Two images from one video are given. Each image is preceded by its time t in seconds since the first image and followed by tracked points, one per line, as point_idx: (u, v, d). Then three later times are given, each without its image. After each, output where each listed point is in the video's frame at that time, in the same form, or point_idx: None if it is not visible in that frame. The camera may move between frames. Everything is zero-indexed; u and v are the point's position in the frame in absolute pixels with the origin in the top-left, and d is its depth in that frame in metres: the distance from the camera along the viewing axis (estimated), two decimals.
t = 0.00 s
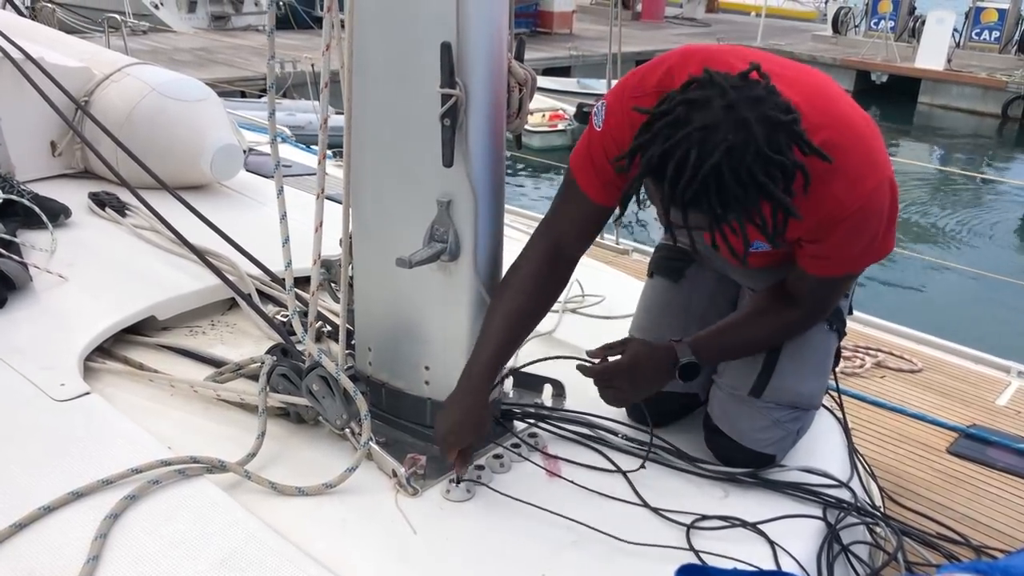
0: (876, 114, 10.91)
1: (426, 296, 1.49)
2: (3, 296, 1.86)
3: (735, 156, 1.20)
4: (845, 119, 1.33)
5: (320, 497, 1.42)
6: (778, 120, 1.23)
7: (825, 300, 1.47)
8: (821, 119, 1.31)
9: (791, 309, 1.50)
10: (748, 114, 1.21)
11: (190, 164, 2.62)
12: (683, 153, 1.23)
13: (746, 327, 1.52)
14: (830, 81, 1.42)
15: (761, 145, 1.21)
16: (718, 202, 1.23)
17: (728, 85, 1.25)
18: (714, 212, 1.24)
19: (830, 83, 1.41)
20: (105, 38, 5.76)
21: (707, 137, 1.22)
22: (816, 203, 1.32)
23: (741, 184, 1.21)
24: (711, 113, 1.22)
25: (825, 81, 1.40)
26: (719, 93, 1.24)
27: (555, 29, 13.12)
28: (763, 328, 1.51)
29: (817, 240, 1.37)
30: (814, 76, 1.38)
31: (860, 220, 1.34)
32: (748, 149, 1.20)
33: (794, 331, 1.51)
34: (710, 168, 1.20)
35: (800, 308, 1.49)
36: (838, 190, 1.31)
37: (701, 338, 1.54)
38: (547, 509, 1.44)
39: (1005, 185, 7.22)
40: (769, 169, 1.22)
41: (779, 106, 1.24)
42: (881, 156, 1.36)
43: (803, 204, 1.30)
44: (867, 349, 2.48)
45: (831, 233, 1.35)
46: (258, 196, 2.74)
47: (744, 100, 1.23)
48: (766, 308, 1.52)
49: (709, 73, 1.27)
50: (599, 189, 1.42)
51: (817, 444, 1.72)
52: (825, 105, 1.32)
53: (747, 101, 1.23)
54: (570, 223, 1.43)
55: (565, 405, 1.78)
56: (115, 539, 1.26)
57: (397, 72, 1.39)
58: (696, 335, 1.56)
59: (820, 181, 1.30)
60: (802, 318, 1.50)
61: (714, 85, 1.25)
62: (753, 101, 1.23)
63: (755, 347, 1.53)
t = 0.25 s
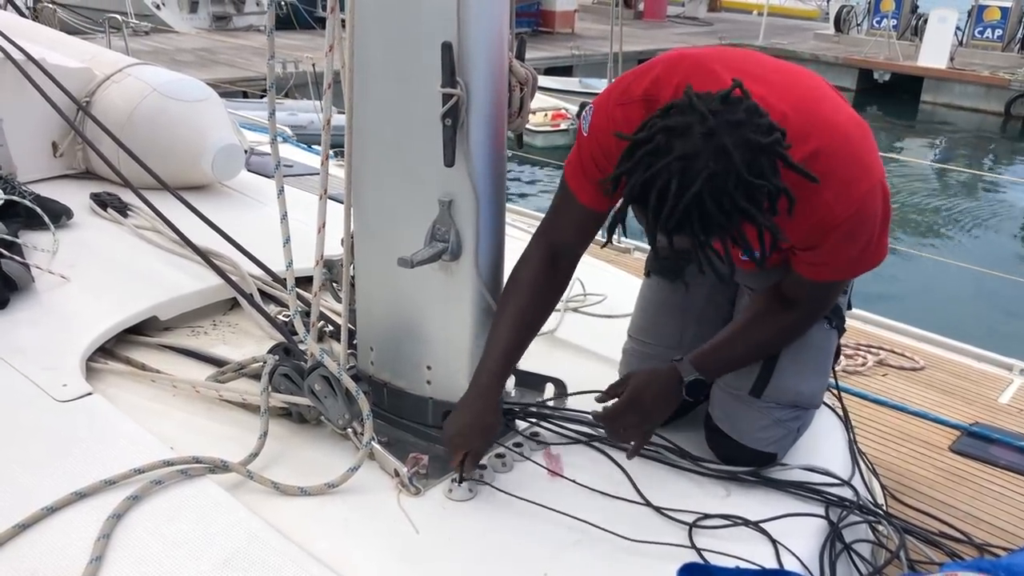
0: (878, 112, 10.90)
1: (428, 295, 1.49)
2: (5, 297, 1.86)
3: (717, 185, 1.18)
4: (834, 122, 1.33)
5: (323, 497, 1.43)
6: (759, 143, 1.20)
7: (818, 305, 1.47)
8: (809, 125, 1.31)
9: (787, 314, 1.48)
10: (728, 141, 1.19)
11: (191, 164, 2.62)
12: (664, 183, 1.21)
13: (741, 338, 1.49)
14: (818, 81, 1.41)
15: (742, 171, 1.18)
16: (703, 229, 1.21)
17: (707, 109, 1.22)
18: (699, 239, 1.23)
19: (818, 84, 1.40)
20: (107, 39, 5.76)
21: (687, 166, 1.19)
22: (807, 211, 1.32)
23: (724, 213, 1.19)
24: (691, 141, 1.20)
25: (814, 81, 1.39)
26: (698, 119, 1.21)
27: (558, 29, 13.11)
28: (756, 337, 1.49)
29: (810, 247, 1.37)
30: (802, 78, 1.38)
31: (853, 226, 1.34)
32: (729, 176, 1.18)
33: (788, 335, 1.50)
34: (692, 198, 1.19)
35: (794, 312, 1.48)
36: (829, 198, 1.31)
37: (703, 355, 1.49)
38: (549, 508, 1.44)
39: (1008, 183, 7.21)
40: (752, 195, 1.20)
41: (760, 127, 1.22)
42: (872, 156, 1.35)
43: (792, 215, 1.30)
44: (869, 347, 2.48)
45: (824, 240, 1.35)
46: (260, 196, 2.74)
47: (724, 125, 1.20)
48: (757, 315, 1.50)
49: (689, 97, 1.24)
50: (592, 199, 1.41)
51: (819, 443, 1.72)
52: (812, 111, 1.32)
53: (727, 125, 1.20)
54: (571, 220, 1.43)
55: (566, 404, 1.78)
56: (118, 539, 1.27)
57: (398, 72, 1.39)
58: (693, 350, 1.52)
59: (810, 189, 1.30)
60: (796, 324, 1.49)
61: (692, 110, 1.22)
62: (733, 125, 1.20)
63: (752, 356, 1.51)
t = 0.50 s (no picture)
0: (882, 111, 10.88)
1: (431, 295, 1.50)
2: (10, 298, 1.87)
3: (701, 203, 1.19)
4: (827, 126, 1.33)
5: (327, 497, 1.43)
6: (744, 157, 1.21)
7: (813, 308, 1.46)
8: (802, 130, 1.31)
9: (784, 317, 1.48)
10: (712, 158, 1.19)
11: (195, 165, 2.63)
12: (650, 201, 1.22)
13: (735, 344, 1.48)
14: (812, 84, 1.41)
15: (726, 188, 1.19)
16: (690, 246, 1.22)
17: (692, 125, 1.22)
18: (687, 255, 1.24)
19: (812, 87, 1.40)
20: (110, 40, 5.77)
21: (672, 183, 1.20)
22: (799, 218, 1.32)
23: (710, 231, 1.20)
24: (675, 158, 1.20)
25: (807, 84, 1.39)
26: (683, 135, 1.21)
27: (560, 28, 13.10)
28: (751, 343, 1.48)
29: (805, 253, 1.37)
30: (796, 81, 1.38)
31: (848, 231, 1.34)
32: (714, 193, 1.19)
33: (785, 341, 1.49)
34: (677, 216, 1.19)
35: (789, 315, 1.48)
36: (822, 204, 1.31)
37: (698, 358, 1.49)
38: (553, 508, 1.45)
39: (1012, 182, 7.19)
40: (738, 210, 1.20)
41: (745, 141, 1.22)
42: (867, 159, 1.35)
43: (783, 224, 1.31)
44: (871, 345, 2.48)
45: (818, 246, 1.35)
46: (263, 197, 2.74)
47: (708, 141, 1.20)
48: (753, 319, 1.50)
49: (674, 113, 1.24)
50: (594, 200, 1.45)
51: (822, 442, 1.72)
52: (805, 115, 1.32)
53: (712, 141, 1.21)
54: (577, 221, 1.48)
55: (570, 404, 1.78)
56: (123, 539, 1.27)
57: (400, 73, 1.39)
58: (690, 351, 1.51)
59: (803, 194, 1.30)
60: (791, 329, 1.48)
61: (677, 126, 1.22)
62: (718, 141, 1.21)
63: (749, 360, 1.50)
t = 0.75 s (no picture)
0: (887, 111, 10.87)
1: (437, 296, 1.50)
2: (18, 300, 1.88)
3: (703, 208, 1.20)
4: (831, 127, 1.33)
5: (334, 497, 1.44)
6: (746, 161, 1.21)
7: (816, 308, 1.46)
8: (806, 132, 1.31)
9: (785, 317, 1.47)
10: (713, 163, 1.20)
11: (200, 167, 2.64)
12: (652, 205, 1.23)
13: (729, 347, 1.49)
14: (818, 85, 1.41)
15: (728, 193, 1.19)
16: (692, 250, 1.23)
17: (693, 129, 1.22)
18: (690, 258, 1.24)
19: (817, 87, 1.40)
20: (117, 41, 5.78)
21: (672, 188, 1.21)
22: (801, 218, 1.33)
23: (712, 236, 1.20)
24: (676, 163, 1.21)
25: (813, 85, 1.40)
26: (684, 140, 1.22)
27: (565, 29, 13.10)
28: (748, 344, 1.48)
29: (807, 254, 1.37)
30: (802, 82, 1.38)
31: (851, 232, 1.34)
32: (715, 198, 1.19)
33: (783, 341, 1.49)
34: (679, 222, 1.20)
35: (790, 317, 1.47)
36: (825, 205, 1.31)
37: (693, 362, 1.50)
38: (559, 508, 1.45)
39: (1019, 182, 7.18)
40: (740, 214, 1.20)
41: (748, 144, 1.22)
42: (871, 161, 1.35)
43: (786, 226, 1.31)
44: (877, 345, 2.48)
45: (821, 248, 1.35)
46: (268, 198, 2.75)
47: (709, 145, 1.21)
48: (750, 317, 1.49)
49: (675, 117, 1.25)
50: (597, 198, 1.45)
51: (828, 442, 1.72)
52: (810, 116, 1.33)
53: (713, 146, 1.21)
54: (584, 215, 1.49)
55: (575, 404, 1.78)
56: (131, 540, 1.28)
57: (406, 75, 1.39)
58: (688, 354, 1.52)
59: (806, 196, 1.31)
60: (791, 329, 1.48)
61: (678, 130, 1.23)
62: (720, 145, 1.21)
63: (747, 361, 1.50)
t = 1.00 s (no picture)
0: (891, 111, 10.85)
1: (441, 296, 1.50)
2: (23, 302, 1.89)
3: (711, 223, 1.20)
4: (833, 131, 1.33)
5: (337, 498, 1.44)
6: (756, 177, 1.21)
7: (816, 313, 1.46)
8: (808, 136, 1.31)
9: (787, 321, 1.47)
10: (722, 179, 1.20)
11: (204, 169, 2.64)
12: (661, 221, 1.23)
13: (731, 353, 1.50)
14: (820, 89, 1.41)
15: (736, 209, 1.19)
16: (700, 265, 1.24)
17: (701, 143, 1.22)
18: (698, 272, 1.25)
19: (820, 91, 1.40)
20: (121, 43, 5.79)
21: (681, 204, 1.21)
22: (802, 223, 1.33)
23: (720, 252, 1.21)
24: (684, 179, 1.21)
25: (815, 89, 1.40)
26: (692, 154, 1.22)
27: (569, 29, 13.10)
28: (752, 349, 1.49)
29: (810, 259, 1.36)
30: (804, 86, 1.39)
31: (853, 236, 1.33)
32: (723, 214, 1.19)
33: (789, 344, 1.50)
34: (687, 238, 1.20)
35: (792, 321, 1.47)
36: (828, 210, 1.31)
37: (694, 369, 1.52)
38: (563, 509, 1.45)
39: None
40: (749, 230, 1.21)
41: (756, 158, 1.22)
42: (873, 164, 1.35)
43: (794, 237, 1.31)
44: (881, 346, 2.48)
45: (823, 252, 1.35)
46: (272, 200, 2.75)
47: (717, 161, 1.21)
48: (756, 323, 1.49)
49: (683, 130, 1.24)
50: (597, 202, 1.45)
51: (831, 443, 1.72)
52: (811, 121, 1.33)
53: (721, 160, 1.21)
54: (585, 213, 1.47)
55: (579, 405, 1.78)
56: (136, 541, 1.28)
57: (409, 77, 1.40)
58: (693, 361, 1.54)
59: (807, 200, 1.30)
60: (794, 334, 1.49)
61: (686, 145, 1.23)
62: (728, 160, 1.21)
63: (750, 365, 1.51)
